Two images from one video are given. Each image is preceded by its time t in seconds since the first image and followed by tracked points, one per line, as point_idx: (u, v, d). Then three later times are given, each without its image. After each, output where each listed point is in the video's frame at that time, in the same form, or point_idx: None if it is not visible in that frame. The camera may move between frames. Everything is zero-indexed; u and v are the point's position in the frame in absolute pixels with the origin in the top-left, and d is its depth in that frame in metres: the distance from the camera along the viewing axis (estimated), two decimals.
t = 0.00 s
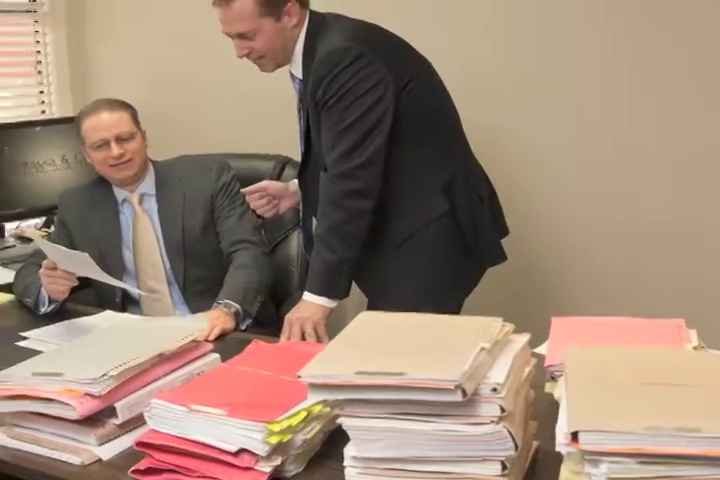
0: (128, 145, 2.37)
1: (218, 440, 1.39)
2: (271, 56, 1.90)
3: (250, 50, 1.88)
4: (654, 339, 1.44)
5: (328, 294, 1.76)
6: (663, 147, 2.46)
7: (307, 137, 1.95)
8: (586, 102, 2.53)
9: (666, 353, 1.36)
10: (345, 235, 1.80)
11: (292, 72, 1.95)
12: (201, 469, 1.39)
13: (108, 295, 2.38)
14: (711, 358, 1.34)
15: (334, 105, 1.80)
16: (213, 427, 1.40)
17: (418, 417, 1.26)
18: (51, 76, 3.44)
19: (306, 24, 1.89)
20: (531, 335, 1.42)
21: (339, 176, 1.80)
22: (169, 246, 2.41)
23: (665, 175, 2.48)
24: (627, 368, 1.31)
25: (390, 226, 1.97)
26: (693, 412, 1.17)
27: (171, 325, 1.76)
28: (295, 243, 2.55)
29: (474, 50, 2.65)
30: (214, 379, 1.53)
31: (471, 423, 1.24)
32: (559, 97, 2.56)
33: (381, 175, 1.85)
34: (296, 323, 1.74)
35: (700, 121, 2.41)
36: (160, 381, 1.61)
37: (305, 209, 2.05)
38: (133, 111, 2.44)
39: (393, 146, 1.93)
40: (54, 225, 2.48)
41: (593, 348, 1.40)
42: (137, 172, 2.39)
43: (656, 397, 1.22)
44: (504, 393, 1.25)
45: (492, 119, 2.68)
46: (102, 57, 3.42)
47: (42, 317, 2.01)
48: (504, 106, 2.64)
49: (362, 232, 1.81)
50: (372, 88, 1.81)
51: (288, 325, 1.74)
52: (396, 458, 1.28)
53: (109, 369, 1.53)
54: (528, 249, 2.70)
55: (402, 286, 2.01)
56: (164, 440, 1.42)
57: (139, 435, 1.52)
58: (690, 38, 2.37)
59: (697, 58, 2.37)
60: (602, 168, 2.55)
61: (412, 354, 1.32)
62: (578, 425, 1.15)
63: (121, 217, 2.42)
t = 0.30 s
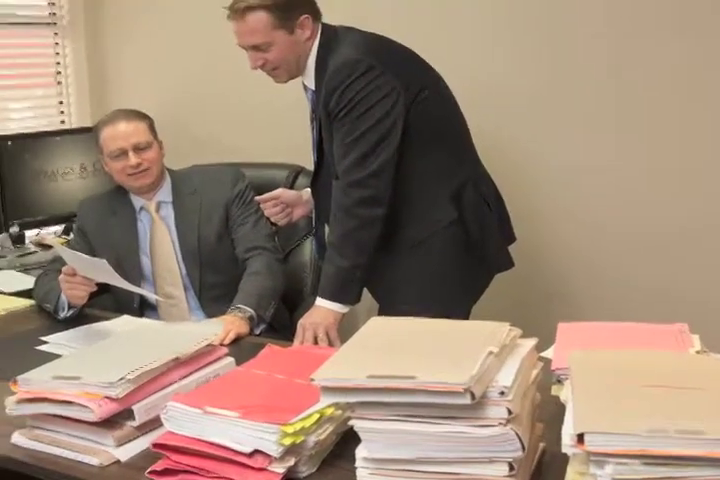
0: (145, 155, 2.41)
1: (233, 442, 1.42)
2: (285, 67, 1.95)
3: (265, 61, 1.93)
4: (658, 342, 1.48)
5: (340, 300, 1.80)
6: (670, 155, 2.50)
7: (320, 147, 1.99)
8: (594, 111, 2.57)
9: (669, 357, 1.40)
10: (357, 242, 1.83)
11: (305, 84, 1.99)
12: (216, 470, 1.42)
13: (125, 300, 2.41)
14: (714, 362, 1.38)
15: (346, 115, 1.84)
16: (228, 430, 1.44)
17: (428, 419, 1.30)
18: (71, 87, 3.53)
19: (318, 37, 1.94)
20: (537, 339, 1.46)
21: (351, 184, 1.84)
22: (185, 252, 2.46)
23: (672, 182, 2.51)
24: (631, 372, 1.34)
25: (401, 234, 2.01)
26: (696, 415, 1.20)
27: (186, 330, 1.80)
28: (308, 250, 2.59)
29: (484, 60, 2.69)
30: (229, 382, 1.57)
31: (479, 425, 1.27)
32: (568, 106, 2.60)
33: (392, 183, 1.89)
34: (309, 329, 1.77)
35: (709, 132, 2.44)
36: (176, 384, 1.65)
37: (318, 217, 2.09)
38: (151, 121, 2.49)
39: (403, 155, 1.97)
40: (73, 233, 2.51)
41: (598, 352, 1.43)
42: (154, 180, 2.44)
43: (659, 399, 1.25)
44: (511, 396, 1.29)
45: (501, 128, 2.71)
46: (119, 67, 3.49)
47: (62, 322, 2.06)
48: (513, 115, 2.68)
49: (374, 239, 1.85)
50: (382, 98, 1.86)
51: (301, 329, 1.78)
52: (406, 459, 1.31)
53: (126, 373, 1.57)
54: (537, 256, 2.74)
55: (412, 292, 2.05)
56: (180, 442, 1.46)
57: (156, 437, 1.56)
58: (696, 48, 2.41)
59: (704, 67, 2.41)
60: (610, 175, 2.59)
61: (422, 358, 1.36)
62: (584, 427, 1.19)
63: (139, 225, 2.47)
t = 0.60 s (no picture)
0: (163, 164, 2.46)
1: (248, 443, 1.46)
2: (298, 79, 2.00)
3: (279, 73, 1.98)
4: (662, 347, 1.51)
5: (353, 305, 1.84)
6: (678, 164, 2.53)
7: (332, 156, 2.04)
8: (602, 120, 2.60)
9: (673, 361, 1.43)
10: (368, 250, 1.87)
11: (319, 95, 2.04)
12: (231, 471, 1.46)
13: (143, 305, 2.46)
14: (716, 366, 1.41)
15: (357, 126, 1.89)
16: (242, 432, 1.47)
17: (437, 421, 1.33)
18: (90, 97, 3.66)
19: (331, 49, 1.98)
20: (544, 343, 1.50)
21: (363, 193, 1.88)
22: (201, 259, 2.50)
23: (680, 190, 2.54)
24: (636, 376, 1.38)
25: (412, 241, 2.05)
26: (698, 418, 1.23)
27: (202, 335, 1.85)
28: (321, 257, 2.63)
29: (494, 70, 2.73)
30: (243, 386, 1.61)
31: (488, 427, 1.31)
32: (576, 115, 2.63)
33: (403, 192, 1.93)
34: (322, 333, 1.81)
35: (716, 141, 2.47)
36: (192, 387, 1.69)
37: (331, 225, 2.14)
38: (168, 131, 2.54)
39: (413, 164, 2.01)
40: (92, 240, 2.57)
41: (604, 357, 1.47)
42: (170, 189, 2.49)
43: (662, 402, 1.29)
44: (519, 398, 1.33)
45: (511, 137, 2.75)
46: (139, 81, 3.61)
47: (81, 327, 2.12)
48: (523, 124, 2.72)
49: (385, 246, 1.89)
50: (393, 109, 1.90)
51: (315, 334, 1.82)
52: (416, 460, 1.35)
53: (144, 376, 1.61)
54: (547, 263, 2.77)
55: (423, 297, 2.08)
56: (196, 444, 1.50)
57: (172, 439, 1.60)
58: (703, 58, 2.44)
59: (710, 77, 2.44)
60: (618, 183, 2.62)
61: (432, 362, 1.39)
62: (589, 429, 1.22)
63: (156, 232, 2.51)
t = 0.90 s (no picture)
0: (180, 174, 2.51)
1: (263, 445, 1.50)
2: (312, 90, 2.05)
3: (293, 85, 2.03)
4: (665, 351, 1.55)
5: (364, 311, 1.88)
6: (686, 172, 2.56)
7: (344, 166, 2.08)
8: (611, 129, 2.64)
9: (676, 365, 1.47)
10: (379, 257, 1.91)
11: (331, 105, 2.09)
12: (246, 472, 1.50)
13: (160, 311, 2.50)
14: None
15: (369, 136, 1.93)
16: (257, 434, 1.51)
17: (447, 423, 1.37)
18: (109, 108, 3.73)
19: (344, 61, 2.03)
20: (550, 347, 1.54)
21: (375, 201, 1.93)
22: (217, 266, 2.55)
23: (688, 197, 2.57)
24: (641, 380, 1.41)
25: (421, 249, 2.10)
26: (701, 420, 1.27)
27: (217, 341, 1.90)
28: (333, 264, 2.68)
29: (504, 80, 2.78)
30: (259, 389, 1.66)
31: (496, 429, 1.35)
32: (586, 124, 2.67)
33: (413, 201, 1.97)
34: (335, 338, 1.85)
35: None
36: (207, 391, 1.73)
37: (343, 233, 2.18)
38: (185, 141, 2.59)
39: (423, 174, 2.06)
40: (110, 247, 2.61)
41: (609, 361, 1.51)
42: (187, 198, 2.54)
43: (667, 405, 1.32)
44: (526, 401, 1.36)
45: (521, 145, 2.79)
46: (158, 95, 3.70)
47: (101, 332, 2.17)
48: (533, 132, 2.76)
49: (395, 254, 1.93)
50: (403, 120, 1.95)
51: (328, 338, 1.86)
52: (426, 461, 1.39)
53: (162, 380, 1.66)
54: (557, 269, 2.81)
55: (433, 304, 2.12)
56: (212, 445, 1.54)
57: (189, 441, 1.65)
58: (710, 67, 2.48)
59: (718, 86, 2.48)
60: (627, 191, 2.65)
61: (440, 364, 1.44)
62: (595, 431, 1.26)
63: (174, 240, 2.57)
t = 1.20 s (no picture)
0: (198, 183, 2.56)
1: (277, 446, 1.54)
2: (325, 103, 2.10)
3: (307, 96, 2.09)
4: (669, 355, 1.59)
5: (376, 316, 1.93)
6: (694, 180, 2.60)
7: (356, 175, 2.13)
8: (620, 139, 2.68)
9: (680, 369, 1.51)
10: (391, 264, 1.96)
11: (344, 117, 2.14)
12: (261, 472, 1.54)
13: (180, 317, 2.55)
14: None
15: (381, 147, 1.98)
16: (273, 435, 1.55)
17: (457, 425, 1.41)
18: (128, 119, 3.79)
19: (356, 74, 2.09)
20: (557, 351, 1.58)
21: (387, 210, 1.97)
22: (233, 273, 2.60)
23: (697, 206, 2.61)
24: (645, 384, 1.45)
25: (431, 256, 2.14)
26: (704, 423, 1.30)
27: (232, 346, 1.95)
28: (347, 271, 2.73)
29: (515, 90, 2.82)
30: (274, 392, 1.70)
31: (504, 431, 1.39)
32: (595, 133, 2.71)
33: (424, 210, 2.02)
34: (348, 343, 1.90)
35: None
36: (223, 394, 1.78)
37: (355, 240, 2.23)
38: (203, 152, 2.64)
39: (433, 182, 2.11)
40: (130, 254, 2.66)
41: (614, 365, 1.55)
42: (204, 206, 2.59)
43: (671, 408, 1.36)
44: (534, 404, 1.41)
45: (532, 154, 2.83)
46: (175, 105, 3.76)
47: (120, 337, 2.23)
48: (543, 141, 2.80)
49: (407, 261, 1.98)
50: (415, 131, 2.00)
51: (340, 343, 1.91)
52: (436, 462, 1.43)
53: (179, 383, 1.71)
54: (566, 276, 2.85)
55: (442, 310, 2.17)
56: (229, 446, 1.59)
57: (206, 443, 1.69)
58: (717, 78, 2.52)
59: None
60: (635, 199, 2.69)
61: (449, 368, 1.49)
62: (600, 433, 1.30)
63: (191, 248, 2.61)
